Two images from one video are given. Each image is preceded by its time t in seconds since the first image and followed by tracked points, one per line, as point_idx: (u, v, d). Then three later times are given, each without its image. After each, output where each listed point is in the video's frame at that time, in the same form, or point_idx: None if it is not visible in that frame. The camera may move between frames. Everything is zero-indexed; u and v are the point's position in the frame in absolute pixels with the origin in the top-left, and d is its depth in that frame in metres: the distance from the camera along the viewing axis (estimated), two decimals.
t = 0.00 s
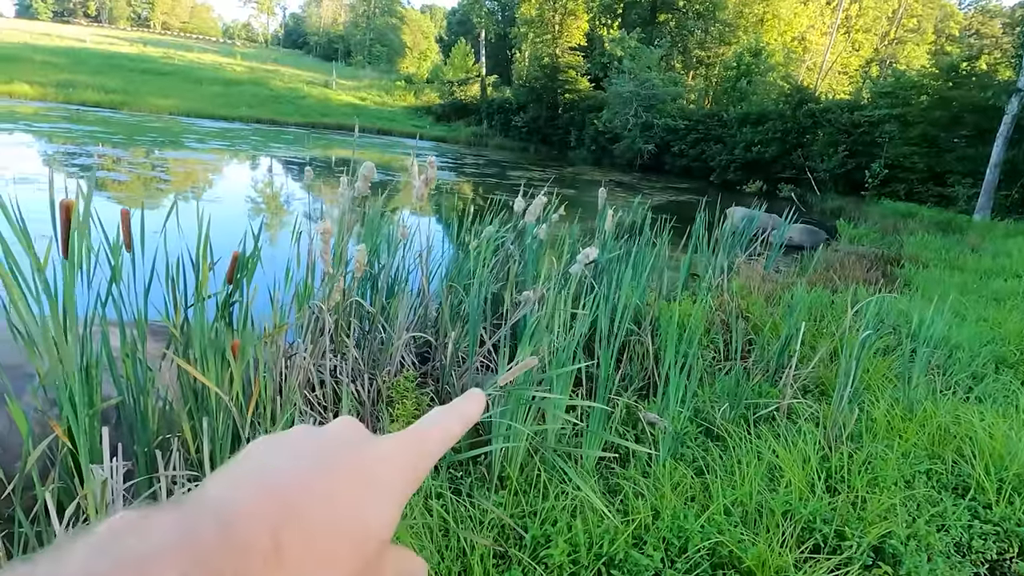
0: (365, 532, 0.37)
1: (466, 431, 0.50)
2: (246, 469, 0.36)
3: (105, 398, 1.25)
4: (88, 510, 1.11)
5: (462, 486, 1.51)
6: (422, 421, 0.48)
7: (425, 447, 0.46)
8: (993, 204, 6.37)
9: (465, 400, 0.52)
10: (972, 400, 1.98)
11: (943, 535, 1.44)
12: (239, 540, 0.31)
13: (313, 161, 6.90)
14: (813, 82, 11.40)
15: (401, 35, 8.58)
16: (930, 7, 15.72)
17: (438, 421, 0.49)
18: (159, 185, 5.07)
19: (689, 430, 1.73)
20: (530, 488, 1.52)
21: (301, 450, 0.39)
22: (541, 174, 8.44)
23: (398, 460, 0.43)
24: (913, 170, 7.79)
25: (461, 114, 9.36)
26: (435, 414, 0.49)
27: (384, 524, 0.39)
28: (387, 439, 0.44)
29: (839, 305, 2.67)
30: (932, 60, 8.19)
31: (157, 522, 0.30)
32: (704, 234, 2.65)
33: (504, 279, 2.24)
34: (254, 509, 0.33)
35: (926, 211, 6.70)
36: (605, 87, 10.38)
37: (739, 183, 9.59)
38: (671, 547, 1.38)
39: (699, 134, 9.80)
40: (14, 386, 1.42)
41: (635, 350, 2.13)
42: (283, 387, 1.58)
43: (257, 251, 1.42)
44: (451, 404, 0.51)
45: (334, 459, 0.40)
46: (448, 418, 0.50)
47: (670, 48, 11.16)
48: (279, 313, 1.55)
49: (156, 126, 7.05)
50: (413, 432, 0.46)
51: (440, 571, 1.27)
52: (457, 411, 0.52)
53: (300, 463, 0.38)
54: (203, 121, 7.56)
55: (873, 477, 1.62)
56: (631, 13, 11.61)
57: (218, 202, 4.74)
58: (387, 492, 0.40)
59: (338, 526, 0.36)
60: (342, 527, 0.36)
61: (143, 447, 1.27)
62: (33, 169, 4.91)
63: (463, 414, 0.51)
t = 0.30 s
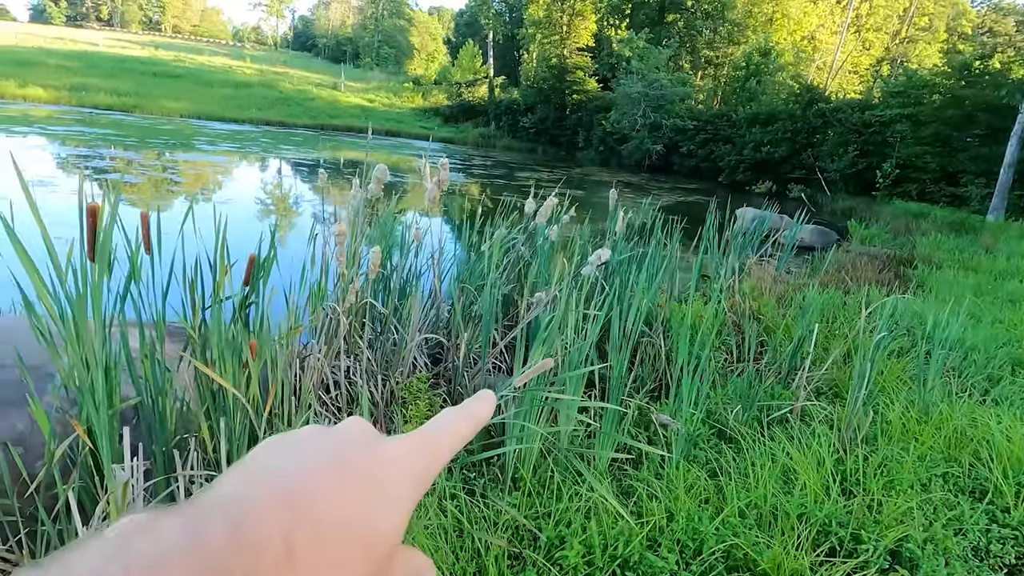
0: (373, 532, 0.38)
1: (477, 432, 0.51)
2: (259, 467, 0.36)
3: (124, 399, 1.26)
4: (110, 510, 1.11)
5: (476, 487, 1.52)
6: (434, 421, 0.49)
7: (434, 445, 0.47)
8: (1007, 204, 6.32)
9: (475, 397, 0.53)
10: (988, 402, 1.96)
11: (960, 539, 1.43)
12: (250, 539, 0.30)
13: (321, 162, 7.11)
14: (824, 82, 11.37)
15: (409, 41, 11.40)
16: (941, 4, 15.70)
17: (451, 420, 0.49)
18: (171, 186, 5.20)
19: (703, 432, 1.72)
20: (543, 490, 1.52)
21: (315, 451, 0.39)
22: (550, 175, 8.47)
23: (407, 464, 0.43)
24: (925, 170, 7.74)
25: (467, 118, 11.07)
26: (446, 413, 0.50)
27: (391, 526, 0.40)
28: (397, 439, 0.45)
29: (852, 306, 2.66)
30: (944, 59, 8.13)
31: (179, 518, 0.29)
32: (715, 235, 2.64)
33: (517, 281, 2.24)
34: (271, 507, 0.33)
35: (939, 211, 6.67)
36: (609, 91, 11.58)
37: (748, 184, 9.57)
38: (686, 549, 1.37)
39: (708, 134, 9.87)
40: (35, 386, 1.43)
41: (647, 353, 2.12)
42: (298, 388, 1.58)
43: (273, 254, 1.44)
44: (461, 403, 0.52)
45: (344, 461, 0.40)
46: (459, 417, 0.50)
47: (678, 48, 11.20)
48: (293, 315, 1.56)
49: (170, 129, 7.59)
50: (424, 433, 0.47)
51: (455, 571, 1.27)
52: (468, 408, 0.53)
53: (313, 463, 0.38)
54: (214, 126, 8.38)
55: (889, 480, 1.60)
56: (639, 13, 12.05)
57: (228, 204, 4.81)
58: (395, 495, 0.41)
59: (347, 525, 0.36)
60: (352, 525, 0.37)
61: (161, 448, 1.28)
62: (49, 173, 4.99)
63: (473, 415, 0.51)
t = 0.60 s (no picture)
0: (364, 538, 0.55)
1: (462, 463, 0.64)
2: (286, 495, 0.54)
3: (142, 402, 1.27)
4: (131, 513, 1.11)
5: (490, 490, 1.51)
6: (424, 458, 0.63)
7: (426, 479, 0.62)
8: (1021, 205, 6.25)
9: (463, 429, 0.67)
10: (1006, 406, 1.93)
11: (978, 546, 1.42)
12: (253, 549, 0.50)
13: (328, 166, 7.11)
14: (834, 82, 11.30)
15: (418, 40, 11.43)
16: (952, 3, 15.63)
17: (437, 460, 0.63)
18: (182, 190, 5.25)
19: (715, 435, 1.72)
20: (557, 493, 1.52)
21: (325, 484, 0.56)
22: (558, 177, 8.47)
23: (390, 497, 0.58)
24: (937, 171, 7.67)
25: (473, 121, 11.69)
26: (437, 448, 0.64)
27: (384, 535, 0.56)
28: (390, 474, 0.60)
29: (865, 310, 2.63)
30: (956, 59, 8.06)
31: (217, 558, 0.48)
32: (727, 237, 2.61)
33: (529, 284, 2.24)
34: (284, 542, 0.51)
35: (952, 212, 6.60)
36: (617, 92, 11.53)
37: (758, 185, 9.53)
38: (701, 555, 1.37)
39: (717, 135, 9.85)
40: (53, 389, 1.44)
41: (659, 355, 2.10)
42: (311, 391, 1.58)
43: (290, 259, 1.45)
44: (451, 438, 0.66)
45: (332, 499, 0.56)
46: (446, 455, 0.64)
47: (686, 49, 11.18)
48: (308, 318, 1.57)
49: (177, 134, 7.95)
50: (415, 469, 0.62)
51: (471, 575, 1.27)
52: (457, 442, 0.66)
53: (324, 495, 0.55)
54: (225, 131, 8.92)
55: (905, 485, 1.59)
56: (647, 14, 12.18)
57: (238, 208, 4.84)
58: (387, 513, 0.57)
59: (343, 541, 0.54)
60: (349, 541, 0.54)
61: (178, 450, 1.29)
62: (61, 177, 5.03)
63: (462, 448, 0.65)
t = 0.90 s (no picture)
0: None
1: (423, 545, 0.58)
2: None
3: (153, 405, 1.27)
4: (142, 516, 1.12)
5: (499, 495, 1.51)
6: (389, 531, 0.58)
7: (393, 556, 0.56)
8: None
9: (429, 498, 0.63)
10: (1019, 411, 1.90)
11: (995, 554, 1.39)
12: None
13: (335, 169, 7.14)
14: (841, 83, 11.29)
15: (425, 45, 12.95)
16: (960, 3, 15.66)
17: (394, 537, 0.57)
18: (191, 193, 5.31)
19: (725, 440, 1.71)
20: (566, 498, 1.51)
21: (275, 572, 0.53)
22: (563, 179, 8.50)
23: None
24: (946, 172, 7.62)
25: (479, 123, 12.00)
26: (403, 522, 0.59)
27: None
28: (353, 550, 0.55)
29: (876, 312, 2.61)
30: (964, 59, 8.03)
31: None
32: (735, 240, 2.59)
33: (537, 287, 2.23)
34: None
35: (961, 213, 6.57)
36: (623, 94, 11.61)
37: (765, 186, 9.51)
38: (712, 561, 1.36)
39: (723, 137, 9.85)
40: (65, 393, 1.44)
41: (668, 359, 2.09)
42: (321, 394, 1.58)
43: (300, 262, 1.45)
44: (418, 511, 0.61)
45: None
46: (407, 530, 0.58)
47: (692, 50, 11.23)
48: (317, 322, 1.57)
49: (185, 137, 8.05)
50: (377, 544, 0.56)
51: None
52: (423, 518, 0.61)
53: None
54: (232, 133, 9.02)
55: (918, 491, 1.57)
56: (653, 16, 12.22)
57: (246, 211, 4.87)
58: None
59: None
60: None
61: (189, 453, 1.29)
62: (72, 180, 5.09)
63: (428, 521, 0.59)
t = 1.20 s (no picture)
0: None
1: (423, 535, 0.55)
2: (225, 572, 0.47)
3: (152, 413, 1.26)
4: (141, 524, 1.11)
5: (501, 502, 1.50)
6: (386, 519, 0.54)
7: (388, 545, 0.53)
8: None
9: (430, 486, 0.59)
10: None
11: (1001, 562, 1.37)
12: None
13: (337, 175, 7.15)
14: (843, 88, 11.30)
15: (426, 50, 12.70)
16: (962, 8, 15.71)
17: (391, 527, 0.53)
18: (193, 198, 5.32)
19: (728, 445, 1.69)
20: (568, 505, 1.50)
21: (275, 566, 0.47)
22: (566, 184, 8.50)
23: None
24: (950, 177, 7.60)
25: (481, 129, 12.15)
26: (402, 509, 0.56)
27: None
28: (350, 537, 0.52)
29: (879, 317, 2.59)
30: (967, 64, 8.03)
31: None
32: (736, 245, 2.58)
33: (539, 292, 2.22)
34: None
35: (964, 218, 6.54)
36: (625, 100, 11.62)
37: (767, 191, 9.49)
38: (715, 569, 1.35)
39: (726, 142, 9.84)
40: (65, 400, 1.43)
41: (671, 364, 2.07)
42: (322, 400, 1.57)
43: (300, 268, 1.44)
44: (418, 496, 0.57)
45: None
46: (411, 516, 0.55)
47: (694, 55, 11.24)
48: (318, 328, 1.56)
49: (191, 143, 8.10)
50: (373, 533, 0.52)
51: None
52: (421, 503, 0.58)
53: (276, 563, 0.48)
54: (235, 139, 9.05)
55: (923, 498, 1.56)
56: (655, 22, 12.21)
57: (249, 216, 4.87)
58: None
59: None
60: None
61: (188, 458, 1.28)
62: (76, 186, 5.10)
63: (425, 512, 0.56)
